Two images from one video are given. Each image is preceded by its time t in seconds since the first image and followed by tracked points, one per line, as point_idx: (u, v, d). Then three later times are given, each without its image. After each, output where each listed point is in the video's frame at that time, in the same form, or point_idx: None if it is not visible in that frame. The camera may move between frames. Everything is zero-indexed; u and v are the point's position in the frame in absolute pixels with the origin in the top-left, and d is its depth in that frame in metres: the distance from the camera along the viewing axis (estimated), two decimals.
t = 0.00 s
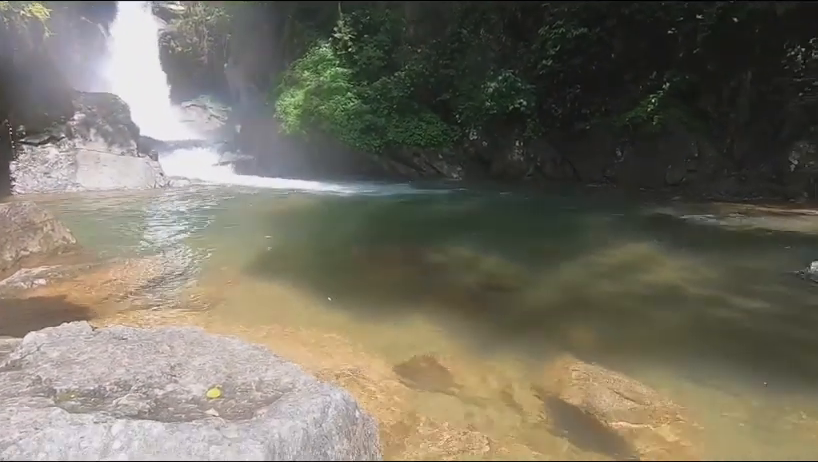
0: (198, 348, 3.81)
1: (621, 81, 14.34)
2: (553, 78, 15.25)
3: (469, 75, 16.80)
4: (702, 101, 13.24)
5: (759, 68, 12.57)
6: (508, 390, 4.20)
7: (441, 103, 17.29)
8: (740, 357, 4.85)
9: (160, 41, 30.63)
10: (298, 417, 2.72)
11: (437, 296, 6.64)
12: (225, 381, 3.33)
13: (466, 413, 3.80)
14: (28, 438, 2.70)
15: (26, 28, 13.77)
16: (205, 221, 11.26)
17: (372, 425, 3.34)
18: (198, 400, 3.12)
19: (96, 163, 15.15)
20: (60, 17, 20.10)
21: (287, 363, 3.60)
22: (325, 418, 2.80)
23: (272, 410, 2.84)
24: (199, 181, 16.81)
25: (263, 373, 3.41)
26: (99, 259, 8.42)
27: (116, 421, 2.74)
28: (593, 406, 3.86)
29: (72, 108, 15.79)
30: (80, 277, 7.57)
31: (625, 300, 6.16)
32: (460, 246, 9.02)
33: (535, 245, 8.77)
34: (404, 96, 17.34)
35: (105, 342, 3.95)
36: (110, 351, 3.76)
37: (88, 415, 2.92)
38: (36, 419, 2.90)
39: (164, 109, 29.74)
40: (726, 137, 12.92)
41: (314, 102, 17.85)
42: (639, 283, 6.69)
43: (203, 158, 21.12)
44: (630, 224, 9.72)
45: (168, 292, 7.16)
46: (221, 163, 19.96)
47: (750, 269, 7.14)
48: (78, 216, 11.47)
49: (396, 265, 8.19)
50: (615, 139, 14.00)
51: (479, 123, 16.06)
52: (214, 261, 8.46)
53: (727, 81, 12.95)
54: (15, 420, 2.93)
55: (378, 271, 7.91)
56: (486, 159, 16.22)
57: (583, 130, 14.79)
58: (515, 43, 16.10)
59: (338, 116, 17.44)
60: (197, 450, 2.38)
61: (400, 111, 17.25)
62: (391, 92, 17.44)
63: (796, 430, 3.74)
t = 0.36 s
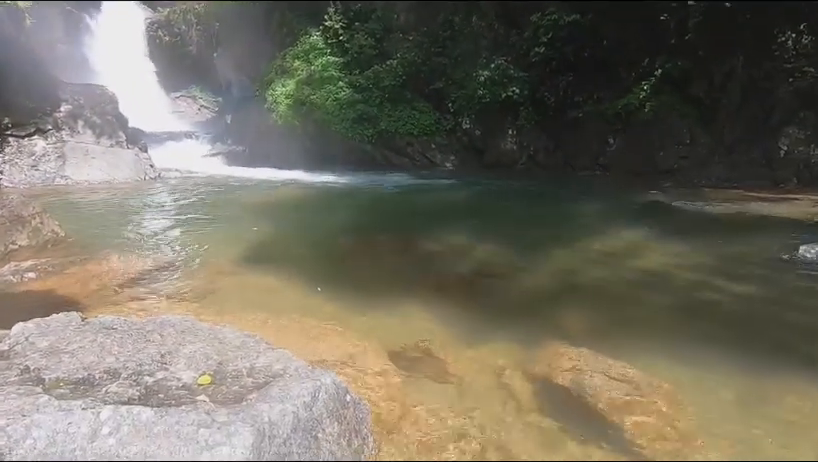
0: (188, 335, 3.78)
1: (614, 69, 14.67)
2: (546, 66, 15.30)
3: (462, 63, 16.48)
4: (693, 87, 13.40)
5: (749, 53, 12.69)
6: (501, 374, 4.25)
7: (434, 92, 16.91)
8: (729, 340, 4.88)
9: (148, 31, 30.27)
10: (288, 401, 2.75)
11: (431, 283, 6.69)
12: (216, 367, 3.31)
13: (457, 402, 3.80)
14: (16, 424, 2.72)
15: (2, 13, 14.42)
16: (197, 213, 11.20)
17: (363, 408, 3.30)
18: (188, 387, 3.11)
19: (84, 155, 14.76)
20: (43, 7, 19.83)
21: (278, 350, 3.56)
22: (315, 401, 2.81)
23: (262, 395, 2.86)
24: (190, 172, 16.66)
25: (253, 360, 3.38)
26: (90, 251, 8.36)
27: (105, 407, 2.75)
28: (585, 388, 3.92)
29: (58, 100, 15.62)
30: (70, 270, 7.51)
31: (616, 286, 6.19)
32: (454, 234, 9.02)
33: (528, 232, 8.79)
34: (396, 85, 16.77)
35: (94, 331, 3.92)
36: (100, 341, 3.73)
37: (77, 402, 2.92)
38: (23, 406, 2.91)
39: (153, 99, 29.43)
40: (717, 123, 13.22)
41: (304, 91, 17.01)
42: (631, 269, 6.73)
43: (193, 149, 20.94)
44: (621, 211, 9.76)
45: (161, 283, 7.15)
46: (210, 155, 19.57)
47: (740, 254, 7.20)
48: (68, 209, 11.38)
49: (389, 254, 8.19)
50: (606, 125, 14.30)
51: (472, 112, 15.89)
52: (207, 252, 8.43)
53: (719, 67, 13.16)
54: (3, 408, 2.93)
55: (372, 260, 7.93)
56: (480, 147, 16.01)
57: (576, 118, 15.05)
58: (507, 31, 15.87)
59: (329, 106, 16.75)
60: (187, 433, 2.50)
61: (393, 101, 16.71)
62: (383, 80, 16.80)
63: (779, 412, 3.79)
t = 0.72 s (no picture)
0: (181, 326, 3.76)
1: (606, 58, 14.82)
2: (539, 55, 15.44)
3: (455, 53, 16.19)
4: (687, 77, 13.37)
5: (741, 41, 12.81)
6: (496, 363, 4.27)
7: (427, 82, 16.79)
8: (721, 328, 4.91)
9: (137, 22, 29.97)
10: (279, 389, 2.73)
11: (426, 274, 6.72)
12: (209, 358, 3.29)
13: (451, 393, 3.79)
14: (6, 414, 2.71)
15: None
16: (190, 206, 11.14)
17: (355, 394, 3.21)
18: (180, 377, 3.09)
19: (76, 149, 14.75)
20: None
21: (270, 339, 3.53)
22: (307, 389, 2.78)
23: (253, 383, 2.85)
24: (182, 165, 16.54)
25: (246, 350, 3.36)
26: (82, 246, 8.31)
27: (96, 397, 2.76)
28: (578, 375, 3.93)
29: (47, 94, 15.54)
30: (63, 265, 7.48)
31: (609, 275, 6.22)
32: (449, 225, 9.03)
33: (522, 223, 8.79)
34: (389, 76, 16.67)
35: (85, 325, 3.90)
36: (91, 333, 3.73)
37: (68, 392, 2.93)
38: (13, 397, 2.92)
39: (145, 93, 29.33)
40: (708, 111, 13.34)
41: (298, 83, 16.78)
42: (623, 258, 6.76)
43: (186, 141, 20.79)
44: (615, 201, 9.78)
45: (155, 276, 7.13)
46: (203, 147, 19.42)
47: (732, 242, 7.25)
48: (59, 204, 11.30)
49: (383, 246, 8.17)
50: (600, 115, 14.50)
51: (466, 103, 15.91)
52: (202, 245, 8.44)
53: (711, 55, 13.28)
54: None
55: (366, 252, 7.92)
56: (474, 138, 15.99)
57: (569, 108, 15.20)
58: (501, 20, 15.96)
59: (322, 97, 16.54)
60: (178, 421, 2.53)
61: (386, 91, 16.60)
62: (376, 71, 16.72)
63: (768, 399, 3.83)
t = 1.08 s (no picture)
0: (167, 318, 3.69)
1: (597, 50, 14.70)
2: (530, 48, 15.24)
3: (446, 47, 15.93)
4: (676, 69, 13.55)
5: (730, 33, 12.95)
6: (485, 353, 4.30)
7: (419, 75, 16.60)
8: (709, 317, 4.96)
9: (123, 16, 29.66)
10: (263, 377, 2.69)
11: (417, 266, 6.73)
12: (195, 348, 3.23)
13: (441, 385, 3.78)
14: None
15: None
16: (179, 202, 11.08)
17: (342, 382, 3.13)
18: (165, 367, 3.05)
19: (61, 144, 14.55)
20: None
21: (256, 330, 3.42)
22: (291, 378, 2.72)
23: (237, 372, 2.80)
24: (171, 160, 16.41)
25: (233, 340, 3.26)
26: (69, 242, 8.26)
27: (77, 387, 2.74)
28: (566, 363, 4.00)
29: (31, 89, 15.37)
30: (49, 261, 7.44)
31: (596, 265, 6.27)
32: (440, 218, 9.05)
33: (512, 215, 8.82)
34: (380, 69, 16.62)
35: (70, 318, 3.88)
36: (76, 326, 3.71)
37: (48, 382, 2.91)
38: None
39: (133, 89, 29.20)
40: (696, 104, 13.46)
41: (287, 76, 16.70)
42: (612, 248, 6.80)
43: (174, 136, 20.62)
44: (604, 192, 9.81)
45: (143, 272, 7.11)
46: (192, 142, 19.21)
47: (719, 232, 7.29)
48: (45, 201, 11.20)
49: (375, 240, 8.17)
50: (590, 107, 14.60)
51: (457, 96, 15.89)
52: (191, 241, 8.39)
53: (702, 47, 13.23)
54: None
55: (359, 245, 7.95)
56: (465, 132, 16.04)
57: (560, 100, 15.23)
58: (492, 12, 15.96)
59: (312, 91, 16.46)
60: (160, 409, 2.52)
61: (377, 85, 16.57)
62: (367, 64, 16.67)
63: (754, 387, 3.87)
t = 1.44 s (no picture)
0: (146, 315, 3.59)
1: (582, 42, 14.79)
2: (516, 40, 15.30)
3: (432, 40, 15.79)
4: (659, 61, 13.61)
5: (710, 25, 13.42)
6: (471, 344, 4.32)
7: (404, 69, 16.30)
8: (690, 302, 5.04)
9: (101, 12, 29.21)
10: (241, 368, 2.65)
11: (404, 260, 6.72)
12: (173, 342, 3.12)
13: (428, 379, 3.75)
14: None
15: None
16: (162, 200, 10.96)
17: (323, 373, 3.12)
18: (143, 363, 2.93)
19: (40, 144, 14.31)
20: None
21: (238, 324, 3.36)
22: (270, 369, 2.70)
23: (216, 364, 2.77)
24: (154, 157, 16.22)
25: (212, 335, 3.19)
26: (49, 242, 8.14)
27: (50, 381, 2.66)
28: (548, 350, 4.00)
29: (8, 86, 15.06)
30: (29, 261, 7.33)
31: (579, 254, 6.33)
32: (426, 211, 9.06)
33: (497, 207, 8.86)
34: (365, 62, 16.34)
35: (47, 317, 3.82)
36: (51, 324, 3.65)
37: (19, 378, 2.80)
38: None
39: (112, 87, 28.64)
40: (678, 95, 13.70)
41: (271, 71, 16.61)
42: (596, 238, 6.85)
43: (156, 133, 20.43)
44: (589, 183, 9.88)
45: (126, 270, 7.04)
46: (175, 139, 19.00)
47: (701, 220, 7.35)
48: (24, 201, 11.02)
49: (362, 234, 8.18)
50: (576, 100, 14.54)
51: (443, 90, 15.93)
52: (177, 238, 8.35)
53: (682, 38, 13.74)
54: None
55: (346, 239, 8.02)
56: (451, 125, 16.04)
57: (546, 93, 14.96)
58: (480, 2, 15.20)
59: (297, 86, 16.45)
60: (134, 401, 2.47)
61: (363, 79, 16.43)
62: (352, 58, 16.42)
63: (731, 368, 3.98)
